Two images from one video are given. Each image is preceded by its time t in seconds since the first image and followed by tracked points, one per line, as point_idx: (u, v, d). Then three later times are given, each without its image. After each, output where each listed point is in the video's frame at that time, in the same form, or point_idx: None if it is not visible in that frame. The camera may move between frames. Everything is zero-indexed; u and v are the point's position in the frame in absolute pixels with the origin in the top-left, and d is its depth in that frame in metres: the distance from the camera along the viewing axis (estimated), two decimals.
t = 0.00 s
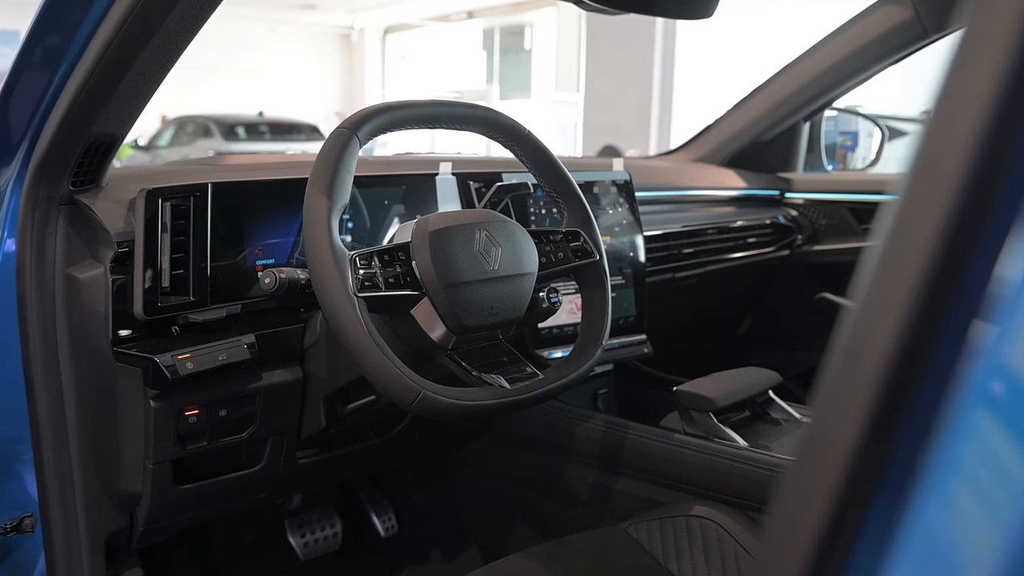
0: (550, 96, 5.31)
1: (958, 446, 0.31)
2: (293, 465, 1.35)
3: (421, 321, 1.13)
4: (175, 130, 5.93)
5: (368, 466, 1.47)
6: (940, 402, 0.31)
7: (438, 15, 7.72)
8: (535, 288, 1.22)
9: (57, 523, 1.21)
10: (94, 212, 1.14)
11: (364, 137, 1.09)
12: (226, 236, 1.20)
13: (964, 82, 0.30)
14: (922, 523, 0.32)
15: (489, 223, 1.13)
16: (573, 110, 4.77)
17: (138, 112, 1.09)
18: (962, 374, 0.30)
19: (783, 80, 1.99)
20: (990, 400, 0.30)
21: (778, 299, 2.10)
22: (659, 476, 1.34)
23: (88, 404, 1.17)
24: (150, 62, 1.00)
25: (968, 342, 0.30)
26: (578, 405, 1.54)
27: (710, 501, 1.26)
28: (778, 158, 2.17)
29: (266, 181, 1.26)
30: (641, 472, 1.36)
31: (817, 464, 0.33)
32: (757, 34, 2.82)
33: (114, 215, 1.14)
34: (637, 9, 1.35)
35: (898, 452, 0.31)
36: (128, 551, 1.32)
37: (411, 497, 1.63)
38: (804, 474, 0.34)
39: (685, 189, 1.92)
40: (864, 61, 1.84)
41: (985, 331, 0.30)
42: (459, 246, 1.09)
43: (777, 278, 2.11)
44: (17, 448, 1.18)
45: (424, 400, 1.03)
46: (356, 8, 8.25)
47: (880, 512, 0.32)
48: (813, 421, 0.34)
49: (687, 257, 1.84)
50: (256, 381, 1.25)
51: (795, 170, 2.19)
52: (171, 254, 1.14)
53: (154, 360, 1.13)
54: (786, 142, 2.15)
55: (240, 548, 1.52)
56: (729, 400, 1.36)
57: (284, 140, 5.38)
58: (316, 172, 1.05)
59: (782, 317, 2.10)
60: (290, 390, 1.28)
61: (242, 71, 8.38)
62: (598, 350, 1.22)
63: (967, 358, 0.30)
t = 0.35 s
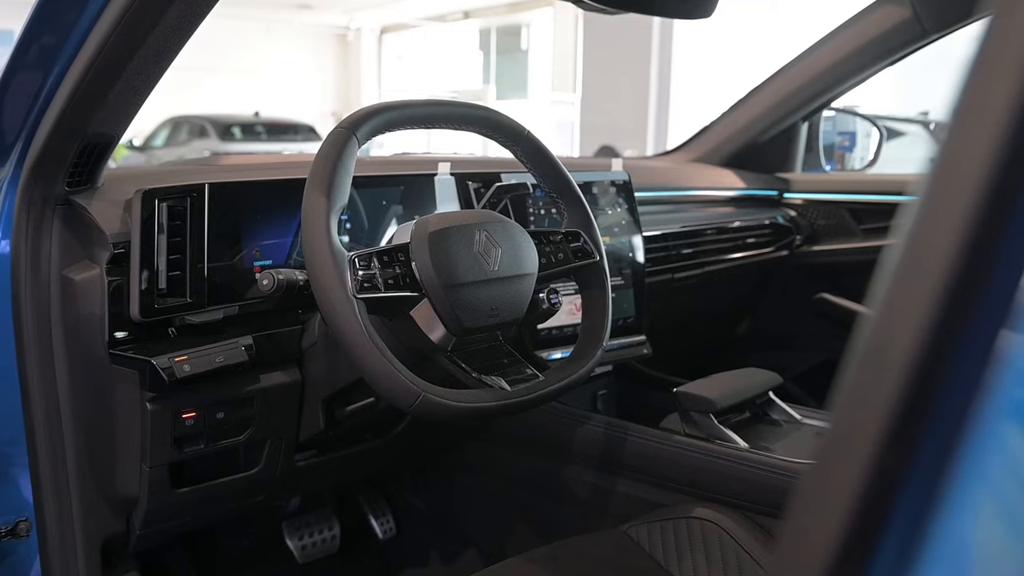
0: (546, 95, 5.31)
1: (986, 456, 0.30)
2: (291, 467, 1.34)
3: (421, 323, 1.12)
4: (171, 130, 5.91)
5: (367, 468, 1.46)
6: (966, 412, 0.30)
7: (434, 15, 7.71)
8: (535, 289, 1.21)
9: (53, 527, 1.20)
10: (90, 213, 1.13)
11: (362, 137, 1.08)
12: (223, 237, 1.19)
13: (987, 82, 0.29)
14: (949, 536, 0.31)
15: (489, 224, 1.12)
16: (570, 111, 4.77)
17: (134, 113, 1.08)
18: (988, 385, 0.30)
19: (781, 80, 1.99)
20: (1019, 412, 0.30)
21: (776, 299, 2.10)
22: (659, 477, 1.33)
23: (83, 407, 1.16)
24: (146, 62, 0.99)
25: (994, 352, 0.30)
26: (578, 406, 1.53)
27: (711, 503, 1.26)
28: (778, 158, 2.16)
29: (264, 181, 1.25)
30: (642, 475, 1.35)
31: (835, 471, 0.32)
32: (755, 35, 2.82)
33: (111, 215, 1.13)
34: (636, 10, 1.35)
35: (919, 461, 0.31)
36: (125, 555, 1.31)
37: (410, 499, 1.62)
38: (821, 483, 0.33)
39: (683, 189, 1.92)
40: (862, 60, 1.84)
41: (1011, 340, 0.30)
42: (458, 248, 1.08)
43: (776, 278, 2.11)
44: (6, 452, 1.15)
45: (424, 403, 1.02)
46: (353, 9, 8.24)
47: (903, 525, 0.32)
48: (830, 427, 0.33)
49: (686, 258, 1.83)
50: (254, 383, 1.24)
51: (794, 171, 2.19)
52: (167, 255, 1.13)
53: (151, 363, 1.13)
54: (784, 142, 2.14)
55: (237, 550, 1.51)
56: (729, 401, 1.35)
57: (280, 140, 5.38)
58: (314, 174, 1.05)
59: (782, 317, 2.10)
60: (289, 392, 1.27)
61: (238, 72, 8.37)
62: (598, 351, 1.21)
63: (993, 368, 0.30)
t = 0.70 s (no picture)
0: (542, 95, 5.29)
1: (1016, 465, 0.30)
2: (289, 469, 1.33)
3: (420, 325, 1.11)
4: (165, 130, 5.87)
5: (365, 470, 1.45)
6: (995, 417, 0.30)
7: (429, 15, 7.69)
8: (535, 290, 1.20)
9: (48, 532, 1.19)
10: (85, 213, 1.11)
11: (361, 138, 1.07)
12: (219, 238, 1.18)
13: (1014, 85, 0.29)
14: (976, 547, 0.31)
15: (489, 224, 1.12)
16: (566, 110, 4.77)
17: (130, 112, 1.07)
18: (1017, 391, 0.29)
19: (780, 80, 1.98)
20: None
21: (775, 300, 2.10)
22: (660, 479, 1.32)
23: (79, 409, 1.15)
24: (140, 62, 0.98)
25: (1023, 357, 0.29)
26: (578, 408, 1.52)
27: (712, 505, 1.25)
28: (775, 158, 2.15)
29: (261, 182, 1.24)
30: (643, 476, 1.34)
31: (857, 479, 0.32)
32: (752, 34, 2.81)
33: (106, 216, 1.12)
34: (635, 9, 1.34)
35: (946, 468, 0.30)
36: (121, 559, 1.29)
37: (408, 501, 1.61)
38: (843, 490, 0.33)
39: (681, 189, 1.91)
40: (861, 60, 1.83)
41: None
42: (458, 249, 1.07)
43: (774, 278, 2.10)
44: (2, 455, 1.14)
45: (424, 405, 1.01)
46: (348, 9, 8.23)
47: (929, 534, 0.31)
48: (852, 434, 0.33)
49: (685, 258, 1.83)
50: (251, 386, 1.23)
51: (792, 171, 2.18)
52: (163, 256, 1.12)
53: (147, 365, 1.10)
54: (783, 142, 2.14)
55: (235, 554, 1.50)
56: (729, 403, 1.35)
57: (275, 140, 5.36)
58: (312, 174, 1.04)
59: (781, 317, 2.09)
60: (286, 395, 1.26)
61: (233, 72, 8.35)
62: (599, 351, 1.20)
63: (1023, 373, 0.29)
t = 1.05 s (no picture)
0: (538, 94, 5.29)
1: None
2: (287, 472, 1.32)
3: (420, 326, 1.10)
4: (160, 129, 5.84)
5: (363, 472, 1.44)
6: None
7: (424, 14, 7.66)
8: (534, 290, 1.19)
9: (43, 536, 1.18)
10: (80, 215, 1.10)
11: (359, 138, 1.06)
12: (215, 239, 1.17)
13: None
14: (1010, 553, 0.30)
15: (489, 225, 1.11)
16: (561, 110, 4.75)
17: (126, 112, 1.06)
18: None
19: (778, 79, 1.98)
20: None
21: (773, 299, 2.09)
22: (660, 481, 1.31)
23: (74, 412, 1.13)
24: (136, 62, 0.96)
25: None
26: (577, 409, 1.52)
27: (712, 506, 1.24)
28: (771, 160, 2.14)
29: (257, 182, 1.23)
30: (643, 476, 1.33)
31: (883, 484, 0.31)
32: (748, 34, 2.81)
33: (101, 218, 1.11)
34: (634, 8, 1.33)
35: (976, 473, 0.29)
36: (117, 562, 1.28)
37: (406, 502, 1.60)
38: (870, 494, 0.32)
39: (679, 189, 1.91)
40: (859, 59, 1.83)
41: None
42: (457, 250, 1.06)
43: (773, 278, 2.10)
44: None
45: (423, 407, 1.00)
46: (342, 8, 8.19)
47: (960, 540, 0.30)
48: (877, 439, 0.32)
49: (684, 258, 1.82)
50: (249, 388, 1.22)
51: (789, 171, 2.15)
52: (159, 258, 1.11)
53: (143, 368, 1.09)
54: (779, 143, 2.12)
55: (232, 556, 1.49)
56: (730, 404, 1.34)
57: (270, 140, 5.34)
58: (309, 175, 1.03)
59: (779, 317, 2.08)
60: (284, 397, 1.25)
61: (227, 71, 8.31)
62: (599, 353, 1.19)
63: None
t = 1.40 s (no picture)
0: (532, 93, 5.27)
1: None
2: (284, 474, 1.30)
3: (419, 327, 1.09)
4: (152, 130, 5.80)
5: (360, 474, 1.43)
6: None
7: (418, 15, 7.63)
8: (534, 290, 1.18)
9: (38, 541, 1.17)
10: (75, 216, 1.08)
11: (357, 136, 1.05)
12: (211, 239, 1.16)
13: None
14: None
15: (488, 224, 1.10)
16: (557, 111, 4.73)
17: (120, 111, 1.04)
18: None
19: (776, 79, 1.97)
20: None
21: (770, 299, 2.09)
22: (659, 481, 1.30)
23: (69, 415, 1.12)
24: (130, 60, 0.95)
25: None
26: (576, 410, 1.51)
27: (713, 507, 1.23)
28: (769, 159, 2.13)
29: (252, 181, 1.21)
30: (642, 477, 1.32)
31: (917, 487, 0.31)
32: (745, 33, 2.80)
33: (96, 218, 1.09)
34: (633, 6, 1.32)
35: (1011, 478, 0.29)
36: (112, 567, 1.27)
37: (403, 504, 1.59)
38: (902, 498, 0.31)
39: (677, 189, 1.90)
40: (857, 57, 1.83)
41: None
42: (456, 249, 1.06)
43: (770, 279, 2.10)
44: None
45: (423, 409, 0.99)
46: (336, 8, 8.16)
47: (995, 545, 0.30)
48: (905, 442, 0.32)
49: (682, 258, 1.82)
50: (245, 390, 1.20)
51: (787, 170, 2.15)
52: (155, 258, 1.10)
53: (139, 369, 1.09)
54: (778, 142, 2.11)
55: (228, 559, 1.48)
56: (730, 404, 1.33)
57: (264, 141, 5.32)
58: (307, 174, 1.01)
59: (778, 316, 2.08)
60: (281, 398, 1.24)
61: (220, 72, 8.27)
62: (599, 353, 1.18)
63: None
